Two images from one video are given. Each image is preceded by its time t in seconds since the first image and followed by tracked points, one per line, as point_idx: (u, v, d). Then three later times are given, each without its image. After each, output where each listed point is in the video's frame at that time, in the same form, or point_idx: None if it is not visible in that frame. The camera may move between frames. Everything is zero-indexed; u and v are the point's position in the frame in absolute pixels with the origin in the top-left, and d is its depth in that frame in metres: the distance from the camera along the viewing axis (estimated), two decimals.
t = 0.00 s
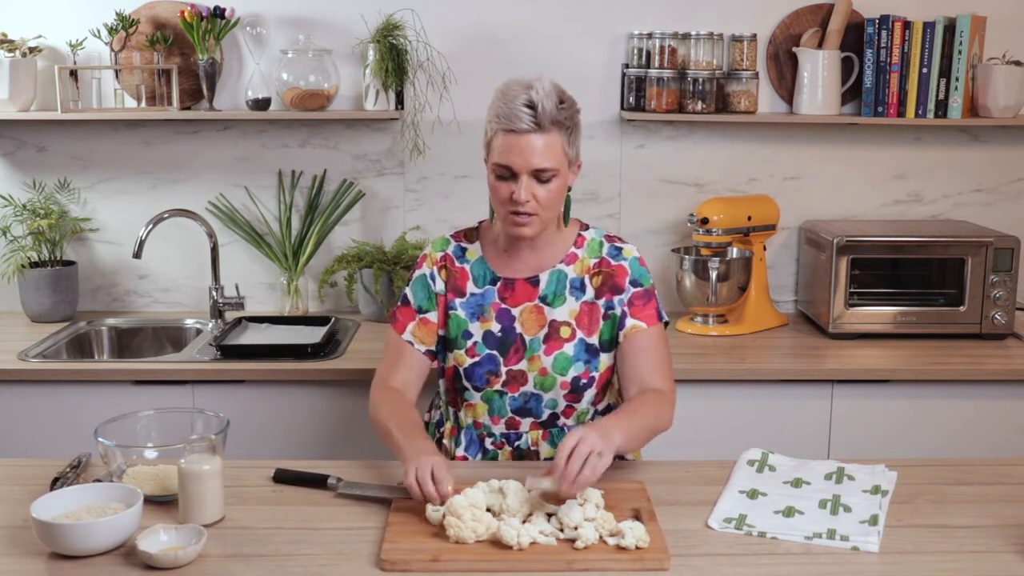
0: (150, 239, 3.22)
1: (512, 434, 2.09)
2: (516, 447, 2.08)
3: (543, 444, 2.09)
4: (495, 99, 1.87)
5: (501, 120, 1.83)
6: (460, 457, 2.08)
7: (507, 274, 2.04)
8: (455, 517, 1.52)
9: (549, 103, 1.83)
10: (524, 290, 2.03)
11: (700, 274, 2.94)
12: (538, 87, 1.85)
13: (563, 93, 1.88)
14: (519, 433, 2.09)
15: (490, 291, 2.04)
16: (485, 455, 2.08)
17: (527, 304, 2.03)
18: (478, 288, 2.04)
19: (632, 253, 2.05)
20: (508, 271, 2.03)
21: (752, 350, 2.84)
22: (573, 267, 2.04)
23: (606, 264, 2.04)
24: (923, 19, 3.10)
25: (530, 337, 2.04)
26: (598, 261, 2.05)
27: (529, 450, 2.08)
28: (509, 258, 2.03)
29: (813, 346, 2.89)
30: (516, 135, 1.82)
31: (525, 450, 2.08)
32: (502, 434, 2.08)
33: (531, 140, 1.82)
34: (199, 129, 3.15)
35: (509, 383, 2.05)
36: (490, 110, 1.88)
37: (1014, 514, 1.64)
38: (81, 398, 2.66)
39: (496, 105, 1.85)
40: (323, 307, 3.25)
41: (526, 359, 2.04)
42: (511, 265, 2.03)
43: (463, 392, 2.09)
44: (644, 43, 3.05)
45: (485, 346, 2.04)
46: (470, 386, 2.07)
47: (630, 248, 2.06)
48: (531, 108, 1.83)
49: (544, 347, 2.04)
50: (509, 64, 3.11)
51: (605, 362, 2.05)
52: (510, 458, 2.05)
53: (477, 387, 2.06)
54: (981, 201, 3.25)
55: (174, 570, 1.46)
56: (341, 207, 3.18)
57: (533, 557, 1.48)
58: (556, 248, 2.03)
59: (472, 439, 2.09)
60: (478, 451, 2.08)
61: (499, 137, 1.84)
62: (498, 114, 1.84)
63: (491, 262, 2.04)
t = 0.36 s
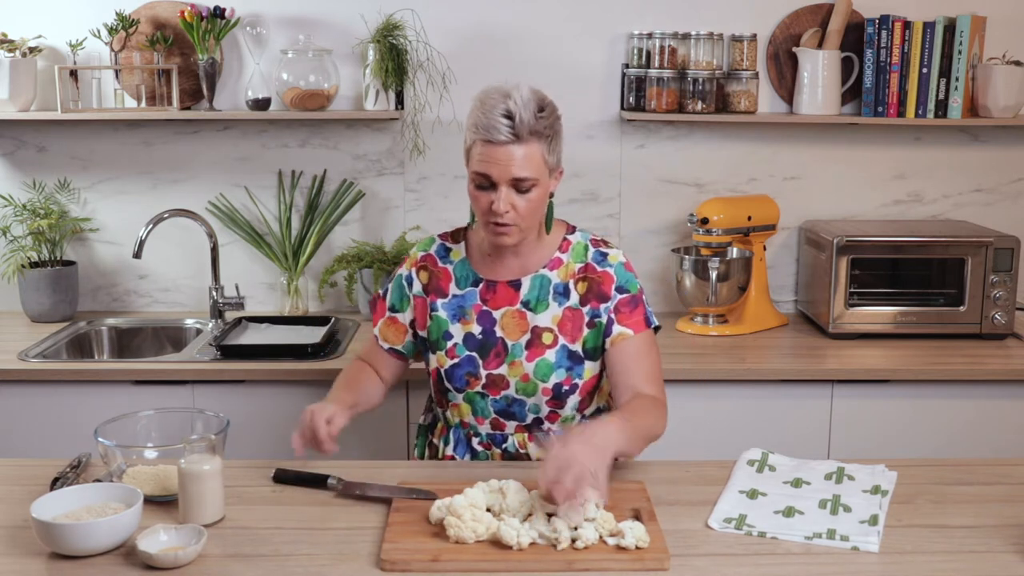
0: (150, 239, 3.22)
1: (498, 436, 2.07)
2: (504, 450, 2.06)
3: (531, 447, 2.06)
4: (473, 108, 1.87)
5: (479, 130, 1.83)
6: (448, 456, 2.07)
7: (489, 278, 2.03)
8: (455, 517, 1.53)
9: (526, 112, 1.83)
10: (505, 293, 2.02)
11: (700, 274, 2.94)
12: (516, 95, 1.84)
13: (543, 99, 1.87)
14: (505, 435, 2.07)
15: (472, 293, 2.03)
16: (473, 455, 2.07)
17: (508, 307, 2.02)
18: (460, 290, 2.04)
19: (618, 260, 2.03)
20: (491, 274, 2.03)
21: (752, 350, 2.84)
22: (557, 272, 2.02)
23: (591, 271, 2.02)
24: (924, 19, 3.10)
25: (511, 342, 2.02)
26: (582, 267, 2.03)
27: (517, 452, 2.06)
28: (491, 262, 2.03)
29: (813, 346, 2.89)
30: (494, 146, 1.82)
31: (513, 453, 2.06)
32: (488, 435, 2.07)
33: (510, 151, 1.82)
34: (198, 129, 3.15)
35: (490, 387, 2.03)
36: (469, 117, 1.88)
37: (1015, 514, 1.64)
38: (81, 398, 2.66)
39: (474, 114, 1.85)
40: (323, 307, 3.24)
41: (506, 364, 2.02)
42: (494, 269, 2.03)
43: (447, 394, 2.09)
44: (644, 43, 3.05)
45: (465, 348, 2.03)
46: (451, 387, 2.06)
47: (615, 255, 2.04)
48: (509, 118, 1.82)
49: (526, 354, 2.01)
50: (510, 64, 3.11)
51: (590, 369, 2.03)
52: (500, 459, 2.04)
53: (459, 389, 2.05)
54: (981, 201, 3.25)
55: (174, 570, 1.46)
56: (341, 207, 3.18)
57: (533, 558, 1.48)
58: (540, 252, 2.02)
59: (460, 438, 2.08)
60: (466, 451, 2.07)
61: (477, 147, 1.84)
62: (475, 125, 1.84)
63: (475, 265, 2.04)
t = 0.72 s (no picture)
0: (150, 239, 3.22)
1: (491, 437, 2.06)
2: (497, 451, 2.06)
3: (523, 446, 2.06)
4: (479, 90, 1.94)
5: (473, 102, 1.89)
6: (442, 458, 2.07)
7: (474, 277, 2.02)
8: (455, 517, 1.53)
9: (521, 89, 1.87)
10: (492, 293, 2.01)
11: (700, 274, 2.94)
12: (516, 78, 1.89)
13: (544, 94, 1.91)
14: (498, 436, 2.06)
15: (459, 294, 2.02)
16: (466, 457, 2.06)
17: (495, 308, 2.01)
18: (448, 292, 2.03)
19: (605, 258, 2.03)
20: (476, 273, 2.02)
21: (752, 350, 2.84)
22: (544, 272, 2.01)
23: (579, 269, 2.02)
24: (924, 19, 3.10)
25: (500, 342, 2.00)
26: (570, 265, 2.02)
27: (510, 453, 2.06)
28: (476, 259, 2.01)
29: (813, 346, 2.89)
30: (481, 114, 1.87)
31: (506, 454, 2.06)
32: (481, 437, 2.06)
33: (495, 120, 1.86)
34: (198, 129, 3.15)
35: (480, 388, 2.02)
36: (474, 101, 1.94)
37: (1015, 514, 1.64)
38: (81, 397, 2.66)
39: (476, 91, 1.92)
40: (323, 307, 3.24)
41: (496, 364, 2.01)
42: (477, 264, 2.01)
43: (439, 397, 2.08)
44: (644, 43, 3.05)
45: (454, 350, 2.02)
46: (442, 390, 2.05)
47: (602, 253, 2.03)
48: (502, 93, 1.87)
49: (515, 353, 2.00)
50: (510, 64, 3.11)
51: (581, 369, 2.03)
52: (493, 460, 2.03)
53: (449, 391, 2.04)
54: (981, 201, 3.25)
55: (174, 570, 1.46)
56: (341, 207, 3.18)
57: (532, 558, 1.48)
58: (524, 251, 2.00)
59: (453, 440, 2.07)
60: (459, 453, 2.06)
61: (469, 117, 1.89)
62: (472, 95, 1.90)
63: (461, 265, 2.03)
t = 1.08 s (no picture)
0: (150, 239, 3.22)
1: (487, 433, 2.06)
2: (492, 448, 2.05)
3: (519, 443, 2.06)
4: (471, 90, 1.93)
5: (470, 105, 1.87)
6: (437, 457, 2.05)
7: (472, 272, 2.02)
8: (455, 517, 1.53)
9: (517, 90, 1.86)
10: (490, 288, 2.01)
11: (700, 274, 2.94)
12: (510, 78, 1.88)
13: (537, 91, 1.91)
14: (494, 432, 2.06)
15: (457, 290, 2.02)
16: (462, 454, 2.05)
17: (493, 302, 2.01)
18: (446, 288, 2.03)
19: (600, 251, 2.04)
20: (473, 269, 2.02)
21: (752, 350, 2.84)
22: (542, 266, 2.02)
23: (575, 263, 2.02)
24: (924, 19, 3.10)
25: (498, 336, 2.00)
26: (567, 259, 2.03)
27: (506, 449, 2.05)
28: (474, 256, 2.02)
29: (813, 346, 2.89)
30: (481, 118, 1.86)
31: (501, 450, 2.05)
32: (477, 433, 2.05)
33: (496, 124, 1.85)
34: (198, 129, 3.15)
35: (478, 382, 2.02)
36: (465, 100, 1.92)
37: (1016, 513, 1.64)
38: (81, 397, 2.66)
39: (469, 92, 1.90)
40: (323, 307, 3.24)
41: (494, 358, 2.01)
42: (477, 262, 2.01)
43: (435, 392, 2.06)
44: (644, 43, 3.05)
45: (452, 344, 2.02)
46: (439, 384, 2.04)
47: (597, 246, 2.04)
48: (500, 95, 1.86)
49: (514, 346, 2.00)
50: (510, 64, 3.11)
51: (578, 362, 2.03)
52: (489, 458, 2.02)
53: (446, 385, 2.03)
54: (981, 201, 3.25)
55: (174, 570, 1.46)
56: (341, 207, 3.18)
57: (532, 558, 1.48)
58: (523, 248, 2.01)
59: (449, 437, 2.05)
60: (455, 449, 2.04)
61: (466, 120, 1.88)
62: (467, 98, 1.88)
63: (459, 261, 2.03)
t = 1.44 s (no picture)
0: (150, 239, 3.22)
1: (493, 432, 2.05)
2: (498, 447, 2.04)
3: (525, 441, 2.05)
4: (459, 112, 1.80)
5: (470, 137, 1.75)
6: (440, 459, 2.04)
7: (476, 273, 2.01)
8: (455, 517, 1.53)
9: (519, 114, 1.76)
10: (494, 287, 2.00)
11: (700, 274, 2.94)
12: (504, 98, 1.78)
13: (527, 100, 1.81)
14: (500, 431, 2.05)
15: (459, 290, 2.01)
16: (467, 454, 2.03)
17: (498, 301, 2.00)
18: (448, 288, 2.01)
19: (605, 248, 2.06)
20: (478, 270, 2.01)
21: (752, 350, 2.84)
22: (545, 264, 2.02)
23: (580, 259, 2.04)
24: (924, 19, 3.10)
25: (504, 334, 2.00)
26: (571, 256, 2.04)
27: (511, 449, 2.04)
28: (478, 260, 2.01)
29: (813, 346, 2.89)
30: (487, 151, 1.75)
31: (507, 449, 2.04)
32: (482, 433, 2.04)
33: (503, 155, 1.75)
34: (199, 129, 3.15)
35: (485, 380, 2.01)
36: (455, 123, 1.80)
37: (1016, 513, 1.64)
38: (81, 397, 2.66)
39: (462, 121, 1.77)
40: (323, 307, 3.24)
41: (501, 356, 2.00)
42: (480, 262, 2.01)
43: (440, 393, 2.05)
44: (645, 43, 3.05)
45: (458, 344, 2.01)
46: (445, 385, 2.03)
47: (601, 243, 2.07)
48: (501, 122, 1.75)
49: (521, 344, 2.00)
50: (510, 64, 3.11)
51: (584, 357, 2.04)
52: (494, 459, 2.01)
53: (453, 385, 2.02)
54: (981, 201, 3.25)
55: (174, 570, 1.46)
56: (341, 207, 3.18)
57: (532, 558, 1.48)
58: (525, 246, 2.01)
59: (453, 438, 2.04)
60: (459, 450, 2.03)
61: (469, 154, 1.76)
62: (466, 131, 1.76)
63: (461, 263, 2.02)
